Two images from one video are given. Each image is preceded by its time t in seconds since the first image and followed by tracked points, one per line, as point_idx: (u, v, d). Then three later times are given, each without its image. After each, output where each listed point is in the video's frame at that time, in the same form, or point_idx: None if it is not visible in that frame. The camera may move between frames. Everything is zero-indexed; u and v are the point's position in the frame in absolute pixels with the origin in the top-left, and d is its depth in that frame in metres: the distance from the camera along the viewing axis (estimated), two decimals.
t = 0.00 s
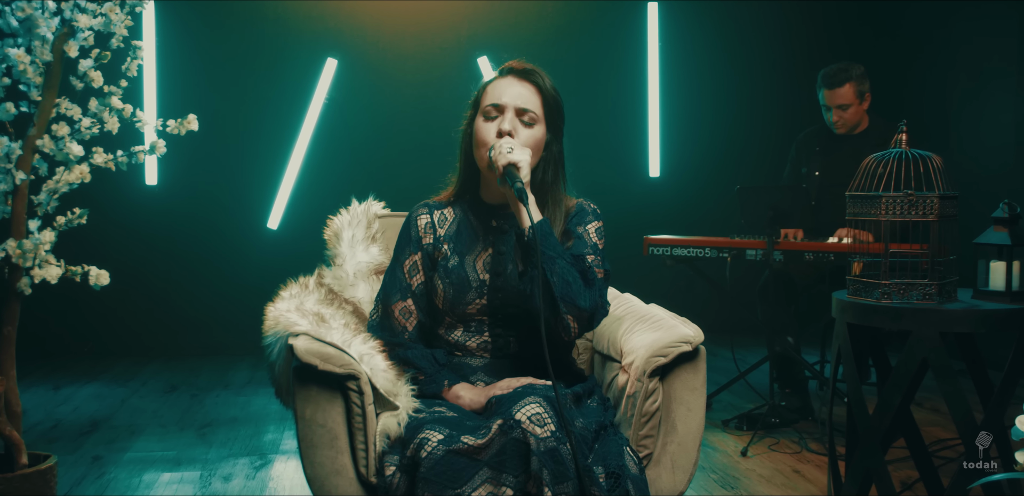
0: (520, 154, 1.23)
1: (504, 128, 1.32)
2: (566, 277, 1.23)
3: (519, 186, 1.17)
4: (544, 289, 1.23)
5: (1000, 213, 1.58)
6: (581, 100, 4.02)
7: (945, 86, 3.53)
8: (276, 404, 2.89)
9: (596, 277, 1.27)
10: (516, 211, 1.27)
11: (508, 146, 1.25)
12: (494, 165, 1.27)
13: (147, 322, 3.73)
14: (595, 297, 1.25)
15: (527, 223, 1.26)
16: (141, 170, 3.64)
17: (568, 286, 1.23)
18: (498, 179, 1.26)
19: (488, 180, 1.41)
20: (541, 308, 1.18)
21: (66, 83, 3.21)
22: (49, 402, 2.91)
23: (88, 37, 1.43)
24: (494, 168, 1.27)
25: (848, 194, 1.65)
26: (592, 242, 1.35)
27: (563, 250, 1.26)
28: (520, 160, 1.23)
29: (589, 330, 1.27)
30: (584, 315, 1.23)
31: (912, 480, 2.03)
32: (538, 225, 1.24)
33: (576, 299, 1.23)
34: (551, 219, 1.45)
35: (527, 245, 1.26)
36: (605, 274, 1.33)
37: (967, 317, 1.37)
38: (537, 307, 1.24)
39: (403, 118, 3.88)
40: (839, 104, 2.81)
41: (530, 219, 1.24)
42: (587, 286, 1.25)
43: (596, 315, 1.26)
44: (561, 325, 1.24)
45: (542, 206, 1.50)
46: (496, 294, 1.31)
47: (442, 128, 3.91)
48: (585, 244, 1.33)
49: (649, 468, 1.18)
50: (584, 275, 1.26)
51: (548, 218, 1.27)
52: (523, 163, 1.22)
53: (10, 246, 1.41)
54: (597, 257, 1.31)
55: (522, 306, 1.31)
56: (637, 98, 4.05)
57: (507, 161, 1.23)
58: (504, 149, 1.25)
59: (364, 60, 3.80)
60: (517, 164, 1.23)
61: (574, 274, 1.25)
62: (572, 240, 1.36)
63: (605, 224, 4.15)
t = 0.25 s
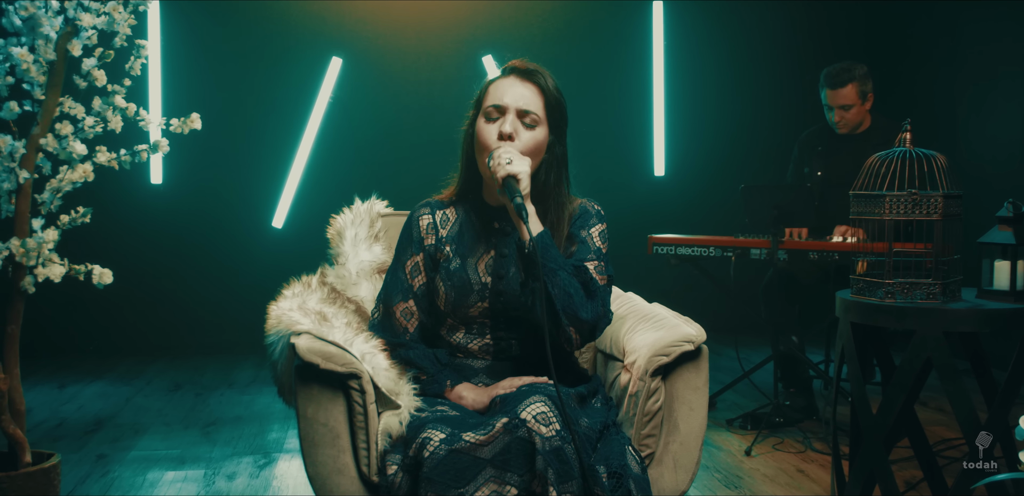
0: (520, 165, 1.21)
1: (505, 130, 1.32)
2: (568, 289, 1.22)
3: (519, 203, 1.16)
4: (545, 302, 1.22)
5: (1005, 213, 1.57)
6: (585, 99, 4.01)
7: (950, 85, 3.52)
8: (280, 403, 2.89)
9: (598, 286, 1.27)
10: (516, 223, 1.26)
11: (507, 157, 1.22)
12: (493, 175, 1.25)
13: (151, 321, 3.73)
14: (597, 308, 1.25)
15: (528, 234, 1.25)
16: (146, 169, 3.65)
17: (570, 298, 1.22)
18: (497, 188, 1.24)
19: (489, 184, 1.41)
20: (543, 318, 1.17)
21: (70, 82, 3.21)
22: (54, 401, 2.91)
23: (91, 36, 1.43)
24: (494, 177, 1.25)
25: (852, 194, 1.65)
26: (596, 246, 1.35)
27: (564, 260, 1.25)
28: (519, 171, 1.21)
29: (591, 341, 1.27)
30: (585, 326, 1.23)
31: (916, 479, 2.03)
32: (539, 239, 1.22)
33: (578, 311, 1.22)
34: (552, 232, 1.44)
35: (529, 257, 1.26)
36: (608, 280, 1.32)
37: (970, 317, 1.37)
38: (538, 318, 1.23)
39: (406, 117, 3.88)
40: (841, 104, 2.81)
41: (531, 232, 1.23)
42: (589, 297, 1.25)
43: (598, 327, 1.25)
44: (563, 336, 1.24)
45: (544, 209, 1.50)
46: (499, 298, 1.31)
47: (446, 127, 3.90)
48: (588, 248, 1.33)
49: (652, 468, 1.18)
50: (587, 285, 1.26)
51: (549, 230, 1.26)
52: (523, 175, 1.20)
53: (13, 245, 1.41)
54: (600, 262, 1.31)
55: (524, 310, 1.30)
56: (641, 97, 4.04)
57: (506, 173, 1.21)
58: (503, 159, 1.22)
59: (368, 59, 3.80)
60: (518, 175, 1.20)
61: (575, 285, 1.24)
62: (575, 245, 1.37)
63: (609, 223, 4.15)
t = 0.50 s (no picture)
0: (516, 174, 1.21)
1: (502, 134, 1.32)
2: (565, 298, 1.22)
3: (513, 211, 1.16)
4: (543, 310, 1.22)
5: (1009, 212, 1.56)
6: (589, 98, 4.01)
7: (955, 84, 3.51)
8: (284, 402, 2.90)
9: (598, 294, 1.26)
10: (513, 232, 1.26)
11: (503, 165, 1.22)
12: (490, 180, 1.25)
13: (155, 319, 3.74)
14: (595, 317, 1.25)
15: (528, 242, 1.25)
16: (152, 167, 3.66)
17: (568, 307, 1.22)
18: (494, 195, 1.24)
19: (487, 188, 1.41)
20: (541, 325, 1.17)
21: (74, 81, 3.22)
22: (59, 399, 2.92)
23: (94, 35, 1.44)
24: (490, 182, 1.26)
25: (855, 193, 1.64)
26: (596, 249, 1.35)
27: (562, 268, 1.25)
28: (516, 180, 1.21)
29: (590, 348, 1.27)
30: (584, 335, 1.24)
31: (920, 479, 2.02)
32: (537, 247, 1.23)
33: (576, 319, 1.22)
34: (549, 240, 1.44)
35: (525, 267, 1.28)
36: (608, 283, 1.32)
37: (974, 316, 1.37)
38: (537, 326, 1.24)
39: (410, 116, 3.88)
40: (845, 103, 2.80)
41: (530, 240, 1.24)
42: (588, 305, 1.25)
43: (597, 334, 1.26)
44: (561, 344, 1.24)
45: (543, 211, 1.49)
46: (498, 300, 1.30)
47: (450, 126, 3.90)
48: (588, 252, 1.33)
49: (653, 467, 1.18)
50: (585, 293, 1.25)
51: (547, 239, 1.27)
52: (519, 183, 1.20)
53: (17, 243, 1.40)
54: (600, 266, 1.31)
55: (524, 313, 1.29)
56: (645, 96, 4.04)
57: (502, 182, 1.21)
58: (499, 165, 1.22)
59: (372, 58, 3.80)
60: (514, 183, 1.20)
61: (573, 293, 1.24)
62: (575, 248, 1.37)
63: (613, 222, 4.14)
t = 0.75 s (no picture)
0: (512, 176, 1.21)
1: (499, 135, 1.32)
2: (563, 299, 1.22)
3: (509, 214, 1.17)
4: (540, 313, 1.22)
5: (1012, 212, 1.56)
6: (593, 97, 4.00)
7: (961, 82, 3.50)
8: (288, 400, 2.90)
9: (595, 295, 1.26)
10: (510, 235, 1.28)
11: (499, 168, 1.22)
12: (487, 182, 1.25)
13: (159, 318, 3.75)
14: (593, 319, 1.25)
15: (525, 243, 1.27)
16: (158, 166, 3.66)
17: (565, 308, 1.22)
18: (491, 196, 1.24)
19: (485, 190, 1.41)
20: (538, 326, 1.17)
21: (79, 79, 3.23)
22: (64, 397, 2.93)
23: (98, 34, 1.44)
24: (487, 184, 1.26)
25: (859, 192, 1.64)
26: (596, 249, 1.35)
27: (559, 270, 1.25)
28: (512, 182, 1.21)
29: (587, 350, 1.27)
30: (581, 337, 1.23)
31: (924, 479, 2.02)
32: (533, 249, 1.24)
33: (573, 321, 1.22)
34: (547, 244, 1.44)
35: (523, 268, 1.29)
36: (608, 284, 1.32)
37: (978, 316, 1.36)
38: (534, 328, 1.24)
39: (413, 114, 3.87)
40: (849, 101, 2.80)
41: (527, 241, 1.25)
42: (585, 307, 1.24)
43: (594, 336, 1.25)
44: (559, 346, 1.24)
45: (542, 211, 1.48)
46: (498, 301, 1.29)
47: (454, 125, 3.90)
48: (588, 252, 1.34)
49: (654, 467, 1.18)
50: (582, 295, 1.25)
51: (543, 240, 1.28)
52: (516, 185, 1.21)
53: (20, 242, 1.40)
54: (599, 266, 1.31)
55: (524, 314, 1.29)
56: (649, 94, 4.03)
57: (497, 183, 1.21)
58: (496, 167, 1.23)
59: (376, 56, 3.80)
60: (511, 185, 1.21)
61: (570, 295, 1.23)
62: (574, 247, 1.37)
63: (617, 221, 4.14)
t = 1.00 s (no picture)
0: (511, 171, 1.21)
1: (499, 133, 1.32)
2: (562, 294, 1.22)
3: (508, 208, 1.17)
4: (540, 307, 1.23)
5: (1014, 211, 1.56)
6: (596, 96, 4.00)
7: (964, 81, 3.49)
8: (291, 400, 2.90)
9: (595, 291, 1.26)
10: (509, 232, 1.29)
11: (499, 162, 1.22)
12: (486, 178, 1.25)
13: (161, 318, 3.75)
14: (593, 314, 1.25)
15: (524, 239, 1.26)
16: (161, 166, 3.67)
17: (565, 303, 1.22)
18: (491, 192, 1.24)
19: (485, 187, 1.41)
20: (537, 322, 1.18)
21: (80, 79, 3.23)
22: (66, 397, 2.93)
23: (98, 33, 1.43)
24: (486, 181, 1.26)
25: (860, 190, 1.62)
26: (596, 246, 1.36)
27: (559, 264, 1.25)
28: (511, 177, 1.21)
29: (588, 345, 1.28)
30: (581, 332, 1.23)
31: (927, 479, 2.01)
32: (533, 243, 1.24)
33: (573, 316, 1.22)
34: (548, 240, 1.44)
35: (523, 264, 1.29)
36: (608, 280, 1.32)
37: (979, 315, 1.36)
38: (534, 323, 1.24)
39: (416, 114, 3.87)
40: (852, 96, 2.80)
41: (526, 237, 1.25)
42: (585, 302, 1.25)
43: (594, 331, 1.26)
44: (559, 341, 1.24)
45: (541, 208, 1.49)
46: (498, 299, 1.30)
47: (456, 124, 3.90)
48: (587, 249, 1.34)
49: (654, 466, 1.18)
50: (582, 290, 1.25)
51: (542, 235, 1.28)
52: (515, 180, 1.21)
53: (21, 242, 1.41)
54: (599, 262, 1.32)
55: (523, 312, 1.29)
56: (652, 93, 4.02)
57: (497, 178, 1.21)
58: (495, 162, 1.23)
59: (379, 56, 3.80)
60: (510, 180, 1.21)
61: (570, 289, 1.24)
62: (574, 244, 1.37)
63: (619, 220, 4.13)
